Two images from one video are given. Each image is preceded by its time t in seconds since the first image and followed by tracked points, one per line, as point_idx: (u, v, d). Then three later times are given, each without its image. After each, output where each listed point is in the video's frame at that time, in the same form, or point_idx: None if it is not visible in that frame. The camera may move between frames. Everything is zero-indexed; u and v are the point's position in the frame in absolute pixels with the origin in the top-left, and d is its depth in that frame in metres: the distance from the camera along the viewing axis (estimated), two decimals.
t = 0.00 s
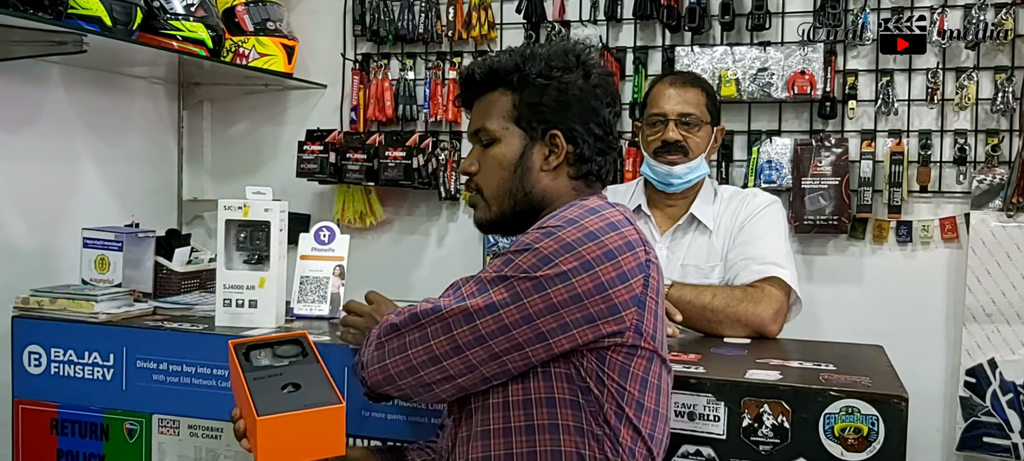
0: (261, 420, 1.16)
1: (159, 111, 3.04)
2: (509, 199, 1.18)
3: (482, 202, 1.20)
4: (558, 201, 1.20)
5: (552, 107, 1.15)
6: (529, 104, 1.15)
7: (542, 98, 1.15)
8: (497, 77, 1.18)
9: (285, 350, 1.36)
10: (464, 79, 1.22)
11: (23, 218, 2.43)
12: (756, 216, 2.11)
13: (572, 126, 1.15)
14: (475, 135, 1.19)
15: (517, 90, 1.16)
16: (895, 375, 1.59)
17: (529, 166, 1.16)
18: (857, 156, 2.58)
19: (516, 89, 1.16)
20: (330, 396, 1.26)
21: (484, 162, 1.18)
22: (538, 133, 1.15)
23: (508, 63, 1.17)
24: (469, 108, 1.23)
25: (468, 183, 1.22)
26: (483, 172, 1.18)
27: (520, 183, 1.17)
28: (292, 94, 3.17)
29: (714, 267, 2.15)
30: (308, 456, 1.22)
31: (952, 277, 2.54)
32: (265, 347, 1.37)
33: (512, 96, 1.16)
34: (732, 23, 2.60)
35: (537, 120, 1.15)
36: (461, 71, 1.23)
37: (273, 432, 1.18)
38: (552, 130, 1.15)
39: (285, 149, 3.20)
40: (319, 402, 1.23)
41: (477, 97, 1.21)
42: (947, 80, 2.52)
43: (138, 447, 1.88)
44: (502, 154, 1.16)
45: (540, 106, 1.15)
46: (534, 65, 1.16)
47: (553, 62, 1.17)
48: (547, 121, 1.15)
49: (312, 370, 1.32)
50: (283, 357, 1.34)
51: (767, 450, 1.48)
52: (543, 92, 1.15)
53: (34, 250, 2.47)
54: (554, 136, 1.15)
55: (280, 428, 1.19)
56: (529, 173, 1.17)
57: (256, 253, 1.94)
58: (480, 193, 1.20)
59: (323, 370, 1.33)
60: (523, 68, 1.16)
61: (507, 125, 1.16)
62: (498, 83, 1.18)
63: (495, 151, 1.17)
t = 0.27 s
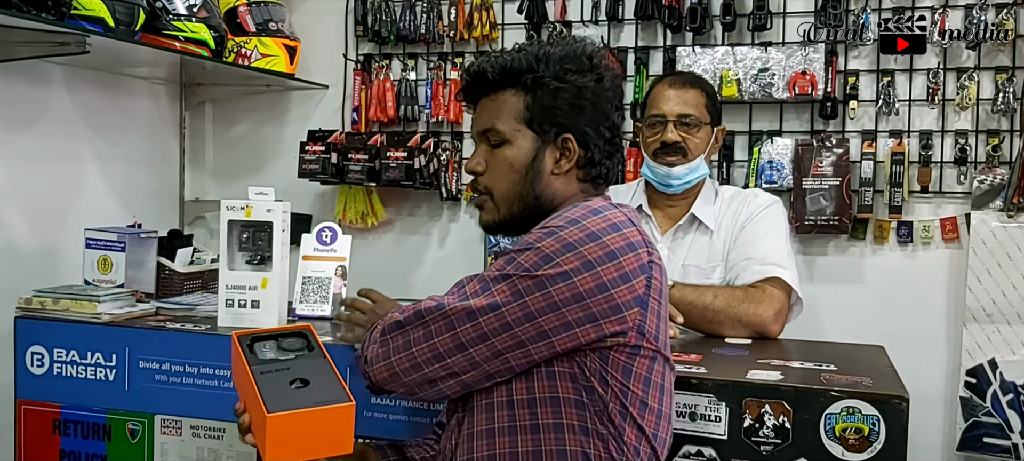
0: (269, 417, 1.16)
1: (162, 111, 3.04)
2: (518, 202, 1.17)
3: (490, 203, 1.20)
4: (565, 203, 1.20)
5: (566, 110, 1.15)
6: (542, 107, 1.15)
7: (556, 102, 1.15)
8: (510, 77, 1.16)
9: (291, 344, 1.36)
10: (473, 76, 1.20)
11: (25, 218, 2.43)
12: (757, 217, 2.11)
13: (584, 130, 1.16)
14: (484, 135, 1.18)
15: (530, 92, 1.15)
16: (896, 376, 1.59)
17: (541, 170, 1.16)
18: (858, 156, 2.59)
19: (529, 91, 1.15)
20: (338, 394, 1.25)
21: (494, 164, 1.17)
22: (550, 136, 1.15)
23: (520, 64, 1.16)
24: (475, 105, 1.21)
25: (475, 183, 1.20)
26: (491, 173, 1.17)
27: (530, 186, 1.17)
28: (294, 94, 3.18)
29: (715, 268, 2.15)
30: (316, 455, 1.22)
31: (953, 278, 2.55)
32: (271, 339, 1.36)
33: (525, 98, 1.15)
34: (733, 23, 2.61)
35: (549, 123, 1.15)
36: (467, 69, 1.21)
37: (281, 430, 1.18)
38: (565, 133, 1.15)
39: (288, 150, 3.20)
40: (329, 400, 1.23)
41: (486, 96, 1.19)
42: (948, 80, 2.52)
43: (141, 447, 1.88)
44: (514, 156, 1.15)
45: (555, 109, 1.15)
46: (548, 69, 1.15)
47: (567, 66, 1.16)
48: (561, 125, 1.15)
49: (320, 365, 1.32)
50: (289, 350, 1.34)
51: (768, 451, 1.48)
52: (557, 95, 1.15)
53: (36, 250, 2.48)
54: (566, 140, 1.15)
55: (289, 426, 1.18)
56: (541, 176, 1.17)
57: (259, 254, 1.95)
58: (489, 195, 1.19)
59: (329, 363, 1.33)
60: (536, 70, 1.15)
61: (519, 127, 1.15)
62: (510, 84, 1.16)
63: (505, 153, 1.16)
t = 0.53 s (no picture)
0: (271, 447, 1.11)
1: (164, 111, 3.04)
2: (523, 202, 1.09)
3: (493, 203, 1.11)
4: (570, 200, 1.12)
5: (573, 107, 1.08)
6: (548, 104, 1.07)
7: (563, 99, 1.07)
8: (515, 74, 1.08)
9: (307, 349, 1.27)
10: (477, 73, 1.13)
11: (27, 217, 2.43)
12: (759, 216, 2.11)
13: (590, 127, 1.09)
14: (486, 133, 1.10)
15: (536, 89, 1.07)
16: (899, 375, 1.59)
17: (546, 168, 1.08)
18: (860, 156, 2.59)
19: (535, 88, 1.08)
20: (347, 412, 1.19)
21: (497, 162, 1.09)
22: (556, 134, 1.08)
23: (525, 61, 1.09)
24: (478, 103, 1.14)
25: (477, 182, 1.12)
26: (494, 172, 1.09)
27: (536, 185, 1.09)
28: (296, 94, 3.18)
29: (717, 267, 2.15)
30: None
31: (955, 277, 2.55)
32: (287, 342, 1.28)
33: (530, 94, 1.08)
34: (734, 23, 2.61)
35: (555, 121, 1.07)
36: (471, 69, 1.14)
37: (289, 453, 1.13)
38: (571, 131, 1.08)
39: (289, 150, 3.20)
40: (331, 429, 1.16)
41: (489, 93, 1.11)
42: (950, 80, 2.52)
43: (144, 446, 1.89)
44: (519, 154, 1.07)
45: (561, 106, 1.07)
46: (555, 66, 1.08)
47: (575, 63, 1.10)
48: (567, 123, 1.08)
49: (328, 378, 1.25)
50: (303, 358, 1.26)
51: (771, 450, 1.48)
52: (564, 92, 1.08)
53: (38, 249, 2.48)
54: (572, 138, 1.08)
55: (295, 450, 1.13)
56: (546, 174, 1.09)
57: (261, 253, 1.95)
58: (493, 194, 1.11)
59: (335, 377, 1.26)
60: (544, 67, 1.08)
61: (524, 124, 1.07)
62: (515, 82, 1.09)
63: (509, 150, 1.08)
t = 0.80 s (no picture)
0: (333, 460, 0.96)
1: (166, 110, 3.05)
2: (578, 200, 1.02)
3: (551, 197, 1.01)
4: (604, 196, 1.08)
5: (622, 106, 1.03)
6: (605, 99, 1.01)
7: (615, 96, 1.02)
8: (575, 63, 1.00)
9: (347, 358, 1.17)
10: (525, 57, 1.00)
11: (30, 216, 2.43)
12: (762, 216, 2.11)
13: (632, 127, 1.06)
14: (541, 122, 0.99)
15: (594, 82, 1.01)
16: (902, 374, 1.59)
17: (602, 164, 1.03)
18: (863, 156, 2.59)
19: (593, 81, 1.00)
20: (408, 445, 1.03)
21: (560, 154, 0.99)
22: (607, 131, 1.02)
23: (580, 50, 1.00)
24: (517, 90, 1.01)
25: (527, 174, 1.00)
26: (555, 164, 0.99)
27: (594, 182, 1.03)
28: (298, 93, 3.17)
29: (719, 267, 2.15)
30: None
31: (957, 277, 2.55)
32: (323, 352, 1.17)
33: (589, 86, 1.00)
34: (737, 23, 2.61)
35: (612, 118, 1.02)
36: (512, 51, 1.01)
37: None
38: (616, 129, 1.04)
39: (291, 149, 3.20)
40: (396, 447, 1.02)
41: (537, 81, 1.00)
42: (952, 80, 2.52)
43: (147, 444, 1.89)
44: (585, 147, 0.99)
45: (615, 103, 1.02)
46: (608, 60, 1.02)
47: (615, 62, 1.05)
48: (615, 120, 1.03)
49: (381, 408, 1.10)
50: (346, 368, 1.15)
51: (774, 448, 1.49)
52: (615, 89, 1.02)
53: (41, 248, 2.48)
54: (617, 137, 1.04)
55: None
56: (599, 171, 1.03)
57: (265, 252, 1.96)
58: (551, 186, 1.00)
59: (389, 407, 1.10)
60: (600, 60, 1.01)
61: (585, 117, 1.00)
62: (573, 72, 1.00)
63: (573, 143, 0.99)
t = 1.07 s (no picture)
0: None
1: (168, 108, 3.04)
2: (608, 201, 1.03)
3: (585, 196, 1.01)
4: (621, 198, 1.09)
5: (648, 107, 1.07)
6: (638, 100, 1.04)
7: (644, 97, 1.05)
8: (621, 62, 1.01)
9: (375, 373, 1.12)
10: (572, 50, 1.00)
11: (32, 213, 2.43)
12: (766, 213, 2.10)
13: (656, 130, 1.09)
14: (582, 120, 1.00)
15: (632, 83, 1.03)
16: (908, 372, 1.59)
17: (631, 166, 1.04)
18: (866, 154, 2.58)
19: (631, 82, 1.02)
20: None
21: (598, 152, 1.00)
22: (636, 132, 1.05)
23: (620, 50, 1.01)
24: (559, 82, 1.01)
25: (564, 171, 1.00)
26: (594, 164, 1.00)
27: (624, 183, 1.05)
28: (301, 91, 3.16)
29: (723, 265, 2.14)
30: None
31: (961, 275, 2.54)
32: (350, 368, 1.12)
33: (626, 86, 1.02)
34: (741, 21, 2.61)
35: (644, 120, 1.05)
36: (562, 42, 1.00)
37: None
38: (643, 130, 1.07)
39: (293, 147, 3.18)
40: None
41: (580, 75, 1.00)
42: (956, 77, 2.52)
43: (150, 441, 1.89)
44: (620, 149, 1.01)
45: (643, 105, 1.05)
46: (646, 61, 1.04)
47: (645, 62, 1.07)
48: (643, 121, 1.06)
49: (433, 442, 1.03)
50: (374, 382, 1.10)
51: (779, 446, 1.48)
52: (646, 90, 1.05)
53: (43, 245, 2.47)
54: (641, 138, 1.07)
55: None
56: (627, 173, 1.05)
57: (268, 249, 1.95)
58: (587, 187, 1.01)
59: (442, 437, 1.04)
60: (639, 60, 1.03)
61: (622, 118, 1.02)
62: (617, 70, 1.01)
63: (611, 144, 1.00)
